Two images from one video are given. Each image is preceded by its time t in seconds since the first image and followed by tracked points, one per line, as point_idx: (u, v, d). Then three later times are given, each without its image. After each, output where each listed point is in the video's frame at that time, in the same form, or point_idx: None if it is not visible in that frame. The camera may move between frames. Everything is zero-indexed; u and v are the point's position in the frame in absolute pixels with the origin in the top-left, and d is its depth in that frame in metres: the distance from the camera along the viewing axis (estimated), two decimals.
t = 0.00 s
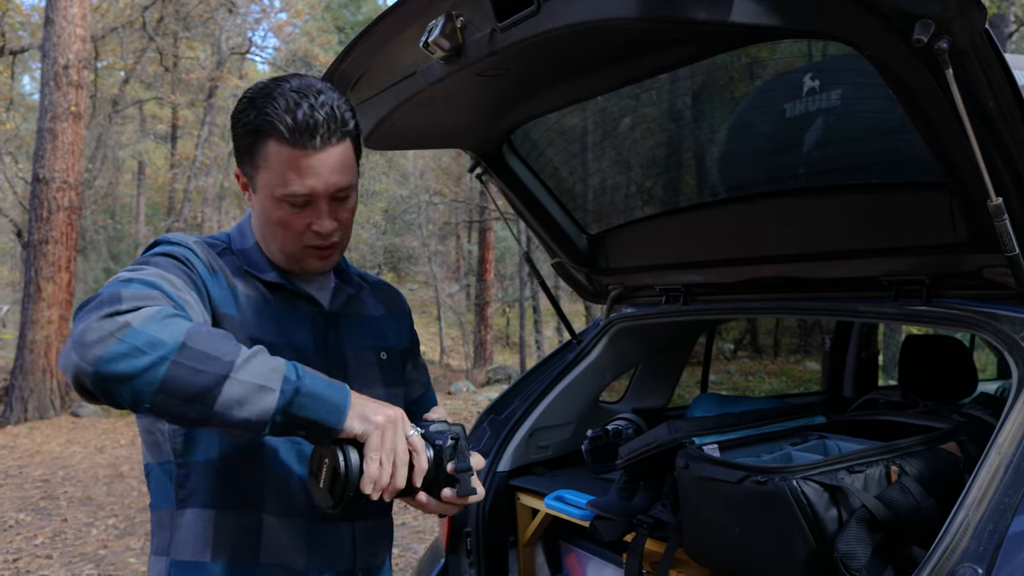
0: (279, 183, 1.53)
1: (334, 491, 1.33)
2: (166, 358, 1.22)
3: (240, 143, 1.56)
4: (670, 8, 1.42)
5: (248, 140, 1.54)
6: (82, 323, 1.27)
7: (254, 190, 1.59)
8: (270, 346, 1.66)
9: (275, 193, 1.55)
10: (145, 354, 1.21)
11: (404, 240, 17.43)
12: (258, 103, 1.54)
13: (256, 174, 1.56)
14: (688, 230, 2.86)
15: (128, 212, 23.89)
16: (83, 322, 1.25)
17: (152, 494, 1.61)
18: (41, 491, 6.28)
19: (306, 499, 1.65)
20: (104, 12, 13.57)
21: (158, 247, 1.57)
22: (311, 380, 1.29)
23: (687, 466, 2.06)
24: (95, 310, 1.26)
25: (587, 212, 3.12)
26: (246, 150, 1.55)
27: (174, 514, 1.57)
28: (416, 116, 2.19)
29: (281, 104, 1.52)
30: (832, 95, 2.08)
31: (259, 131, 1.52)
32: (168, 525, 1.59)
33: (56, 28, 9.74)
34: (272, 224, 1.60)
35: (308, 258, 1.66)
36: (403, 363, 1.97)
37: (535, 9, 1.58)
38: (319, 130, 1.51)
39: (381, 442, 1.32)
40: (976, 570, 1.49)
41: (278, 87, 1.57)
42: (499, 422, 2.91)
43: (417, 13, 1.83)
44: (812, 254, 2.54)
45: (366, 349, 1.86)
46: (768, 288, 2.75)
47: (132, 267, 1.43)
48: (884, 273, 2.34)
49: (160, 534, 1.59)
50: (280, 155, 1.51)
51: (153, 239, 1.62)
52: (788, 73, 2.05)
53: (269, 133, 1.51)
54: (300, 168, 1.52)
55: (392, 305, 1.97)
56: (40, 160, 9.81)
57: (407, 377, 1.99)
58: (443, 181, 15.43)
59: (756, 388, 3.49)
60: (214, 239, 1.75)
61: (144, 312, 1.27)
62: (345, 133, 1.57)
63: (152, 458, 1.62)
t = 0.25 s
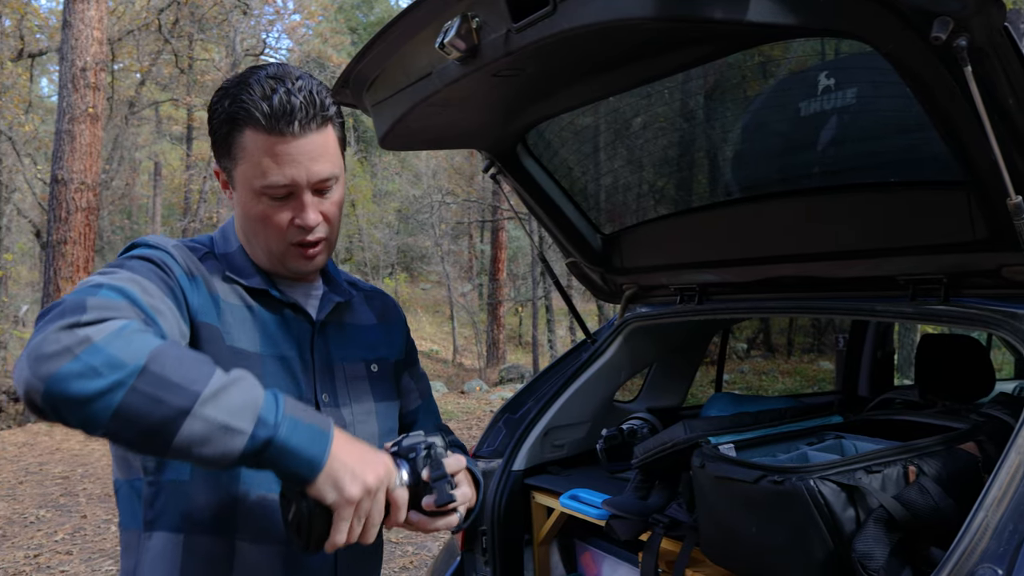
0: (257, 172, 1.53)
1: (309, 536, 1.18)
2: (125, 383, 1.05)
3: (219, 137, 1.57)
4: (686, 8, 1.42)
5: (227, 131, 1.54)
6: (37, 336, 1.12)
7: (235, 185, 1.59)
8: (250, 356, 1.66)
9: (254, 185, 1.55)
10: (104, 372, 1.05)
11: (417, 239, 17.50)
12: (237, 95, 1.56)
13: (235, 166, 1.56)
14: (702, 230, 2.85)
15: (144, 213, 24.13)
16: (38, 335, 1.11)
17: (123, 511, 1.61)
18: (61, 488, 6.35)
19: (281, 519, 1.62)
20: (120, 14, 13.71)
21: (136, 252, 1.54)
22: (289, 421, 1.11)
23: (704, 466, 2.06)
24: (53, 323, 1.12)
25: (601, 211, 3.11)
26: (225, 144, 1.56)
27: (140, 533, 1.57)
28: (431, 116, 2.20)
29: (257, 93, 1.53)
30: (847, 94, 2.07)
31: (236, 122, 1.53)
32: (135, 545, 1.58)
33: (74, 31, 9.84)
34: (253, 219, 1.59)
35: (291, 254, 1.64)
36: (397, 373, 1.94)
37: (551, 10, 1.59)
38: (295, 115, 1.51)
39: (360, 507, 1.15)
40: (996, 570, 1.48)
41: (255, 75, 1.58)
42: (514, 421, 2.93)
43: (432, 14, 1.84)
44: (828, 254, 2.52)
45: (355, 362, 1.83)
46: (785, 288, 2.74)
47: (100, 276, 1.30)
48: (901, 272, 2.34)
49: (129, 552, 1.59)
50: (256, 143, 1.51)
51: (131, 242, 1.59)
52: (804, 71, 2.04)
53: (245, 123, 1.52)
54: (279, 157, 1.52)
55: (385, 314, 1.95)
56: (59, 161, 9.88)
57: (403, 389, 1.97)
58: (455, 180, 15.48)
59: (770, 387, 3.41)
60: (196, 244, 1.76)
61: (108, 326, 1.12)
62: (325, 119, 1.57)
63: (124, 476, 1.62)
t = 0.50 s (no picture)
0: (253, 158, 1.38)
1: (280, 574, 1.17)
2: (97, 436, 1.00)
3: (212, 121, 1.43)
4: (706, 6, 1.41)
5: (220, 113, 1.40)
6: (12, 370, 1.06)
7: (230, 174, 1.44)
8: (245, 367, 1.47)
9: (250, 173, 1.39)
10: (71, 433, 0.99)
11: (431, 238, 17.55)
12: (232, 74, 1.42)
13: (230, 153, 1.41)
14: (719, 229, 2.84)
15: (159, 212, 24.34)
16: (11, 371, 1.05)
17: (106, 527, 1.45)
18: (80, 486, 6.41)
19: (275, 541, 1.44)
20: (137, 16, 13.83)
21: (123, 259, 1.36)
22: (270, 494, 1.06)
23: (723, 467, 2.04)
24: (27, 360, 1.05)
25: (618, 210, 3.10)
26: (219, 129, 1.42)
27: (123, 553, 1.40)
28: (449, 116, 2.20)
29: (254, 73, 1.40)
30: (868, 91, 2.05)
31: (230, 104, 1.38)
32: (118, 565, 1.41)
33: (92, 32, 9.93)
34: (248, 212, 1.44)
35: (291, 251, 1.47)
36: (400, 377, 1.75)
37: (570, 8, 1.58)
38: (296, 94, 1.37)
39: None
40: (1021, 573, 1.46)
41: (251, 55, 1.45)
42: (531, 420, 2.89)
43: (451, 13, 1.84)
44: (849, 253, 2.50)
45: (356, 365, 1.64)
46: (805, 287, 2.71)
47: (81, 294, 1.20)
48: (923, 270, 2.31)
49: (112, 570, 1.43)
50: (252, 125, 1.37)
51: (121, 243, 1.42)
52: (823, 69, 2.02)
53: (241, 105, 1.37)
54: (276, 140, 1.37)
55: (389, 312, 1.75)
56: (77, 162, 9.91)
57: (404, 396, 1.77)
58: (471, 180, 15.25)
59: (787, 386, 3.43)
60: (190, 238, 1.56)
61: (81, 371, 1.04)
62: (326, 101, 1.42)
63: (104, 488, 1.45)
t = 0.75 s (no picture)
0: (278, 146, 1.36)
1: None
2: (19, 531, 0.99)
3: (233, 108, 1.41)
4: (726, 6, 1.40)
5: (244, 98, 1.38)
6: None
7: (248, 163, 1.42)
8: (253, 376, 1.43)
9: (272, 162, 1.37)
10: None
11: (447, 239, 17.59)
12: (257, 63, 1.41)
13: (251, 141, 1.39)
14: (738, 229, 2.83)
15: (178, 213, 24.55)
16: None
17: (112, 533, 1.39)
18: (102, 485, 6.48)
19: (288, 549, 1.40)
20: (155, 18, 13.94)
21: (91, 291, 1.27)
22: (201, 538, 1.00)
23: (744, 467, 2.03)
24: None
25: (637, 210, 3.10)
26: (240, 116, 1.40)
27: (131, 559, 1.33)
28: (467, 116, 2.21)
29: (281, 61, 1.39)
30: (889, 88, 2.04)
31: (256, 90, 1.37)
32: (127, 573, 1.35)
33: (111, 34, 10.03)
34: (266, 202, 1.41)
35: (308, 243, 1.44)
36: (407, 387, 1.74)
37: (589, 8, 1.58)
38: (324, 84, 1.37)
39: None
40: None
41: (278, 44, 1.45)
42: (550, 421, 2.90)
43: (468, 14, 1.84)
44: (870, 252, 2.47)
45: (365, 374, 1.61)
46: (825, 287, 2.67)
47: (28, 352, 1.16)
48: (946, 270, 2.27)
49: None
50: (279, 113, 1.36)
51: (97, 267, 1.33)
52: (843, 67, 2.01)
53: (268, 92, 1.36)
54: (303, 128, 1.36)
55: (404, 316, 1.75)
56: (96, 163, 10.01)
57: (409, 406, 1.76)
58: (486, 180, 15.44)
59: (806, 387, 3.40)
60: (194, 246, 1.49)
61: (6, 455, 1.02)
62: (353, 94, 1.42)
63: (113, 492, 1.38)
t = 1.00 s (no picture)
0: (309, 155, 1.37)
1: None
2: None
3: (261, 108, 1.40)
4: (745, 4, 1.40)
5: (278, 100, 1.38)
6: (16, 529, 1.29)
7: (270, 166, 1.41)
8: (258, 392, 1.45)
9: (301, 169, 1.38)
10: None
11: (462, 239, 17.61)
12: (293, 66, 1.41)
13: (278, 144, 1.39)
14: (755, 228, 2.81)
15: (194, 214, 24.67)
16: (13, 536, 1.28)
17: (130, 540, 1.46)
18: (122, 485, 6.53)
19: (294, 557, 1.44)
20: (172, 19, 14.01)
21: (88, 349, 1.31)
22: None
23: (762, 468, 2.03)
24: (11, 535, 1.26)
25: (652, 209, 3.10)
26: (268, 117, 1.39)
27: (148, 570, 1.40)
28: (484, 116, 2.21)
29: (320, 68, 1.40)
30: (908, 86, 2.03)
31: (291, 96, 1.37)
32: None
33: (128, 36, 10.10)
34: (287, 207, 1.41)
35: (322, 253, 1.45)
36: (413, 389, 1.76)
37: (606, 8, 1.58)
38: (362, 97, 1.39)
39: None
40: None
41: (316, 47, 1.45)
42: (565, 421, 2.89)
43: (484, 14, 1.84)
44: (888, 251, 2.44)
45: (372, 378, 1.63)
46: (844, 288, 2.60)
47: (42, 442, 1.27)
48: (965, 269, 2.21)
49: None
50: (315, 122, 1.36)
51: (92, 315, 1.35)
52: (860, 66, 2.00)
53: (304, 98, 1.37)
54: (338, 138, 1.37)
55: (411, 315, 1.76)
56: (114, 164, 10.09)
57: (417, 406, 1.78)
58: (501, 179, 15.43)
59: (822, 387, 3.46)
60: (189, 270, 1.49)
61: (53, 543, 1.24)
62: (386, 110, 1.45)
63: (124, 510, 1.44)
